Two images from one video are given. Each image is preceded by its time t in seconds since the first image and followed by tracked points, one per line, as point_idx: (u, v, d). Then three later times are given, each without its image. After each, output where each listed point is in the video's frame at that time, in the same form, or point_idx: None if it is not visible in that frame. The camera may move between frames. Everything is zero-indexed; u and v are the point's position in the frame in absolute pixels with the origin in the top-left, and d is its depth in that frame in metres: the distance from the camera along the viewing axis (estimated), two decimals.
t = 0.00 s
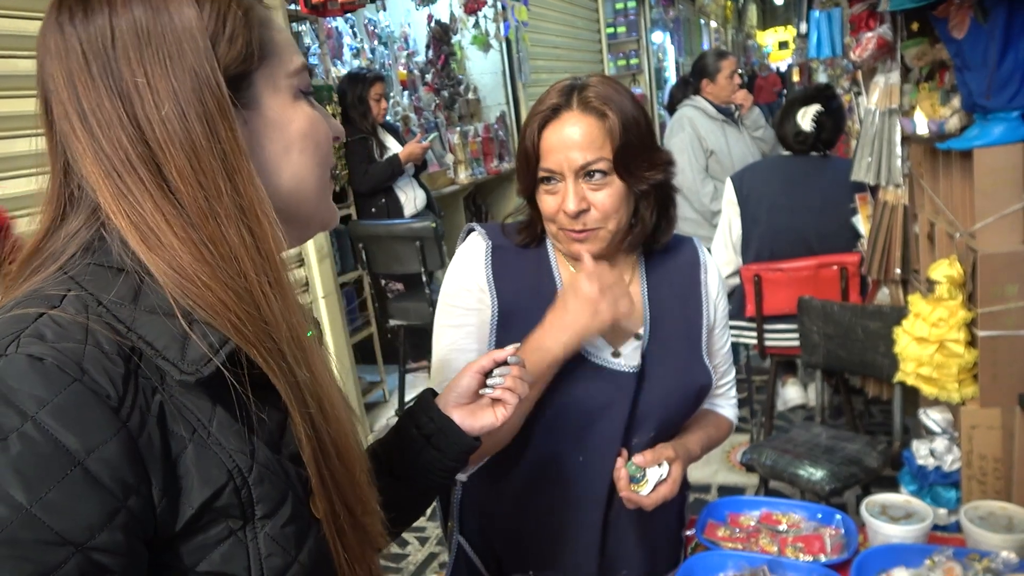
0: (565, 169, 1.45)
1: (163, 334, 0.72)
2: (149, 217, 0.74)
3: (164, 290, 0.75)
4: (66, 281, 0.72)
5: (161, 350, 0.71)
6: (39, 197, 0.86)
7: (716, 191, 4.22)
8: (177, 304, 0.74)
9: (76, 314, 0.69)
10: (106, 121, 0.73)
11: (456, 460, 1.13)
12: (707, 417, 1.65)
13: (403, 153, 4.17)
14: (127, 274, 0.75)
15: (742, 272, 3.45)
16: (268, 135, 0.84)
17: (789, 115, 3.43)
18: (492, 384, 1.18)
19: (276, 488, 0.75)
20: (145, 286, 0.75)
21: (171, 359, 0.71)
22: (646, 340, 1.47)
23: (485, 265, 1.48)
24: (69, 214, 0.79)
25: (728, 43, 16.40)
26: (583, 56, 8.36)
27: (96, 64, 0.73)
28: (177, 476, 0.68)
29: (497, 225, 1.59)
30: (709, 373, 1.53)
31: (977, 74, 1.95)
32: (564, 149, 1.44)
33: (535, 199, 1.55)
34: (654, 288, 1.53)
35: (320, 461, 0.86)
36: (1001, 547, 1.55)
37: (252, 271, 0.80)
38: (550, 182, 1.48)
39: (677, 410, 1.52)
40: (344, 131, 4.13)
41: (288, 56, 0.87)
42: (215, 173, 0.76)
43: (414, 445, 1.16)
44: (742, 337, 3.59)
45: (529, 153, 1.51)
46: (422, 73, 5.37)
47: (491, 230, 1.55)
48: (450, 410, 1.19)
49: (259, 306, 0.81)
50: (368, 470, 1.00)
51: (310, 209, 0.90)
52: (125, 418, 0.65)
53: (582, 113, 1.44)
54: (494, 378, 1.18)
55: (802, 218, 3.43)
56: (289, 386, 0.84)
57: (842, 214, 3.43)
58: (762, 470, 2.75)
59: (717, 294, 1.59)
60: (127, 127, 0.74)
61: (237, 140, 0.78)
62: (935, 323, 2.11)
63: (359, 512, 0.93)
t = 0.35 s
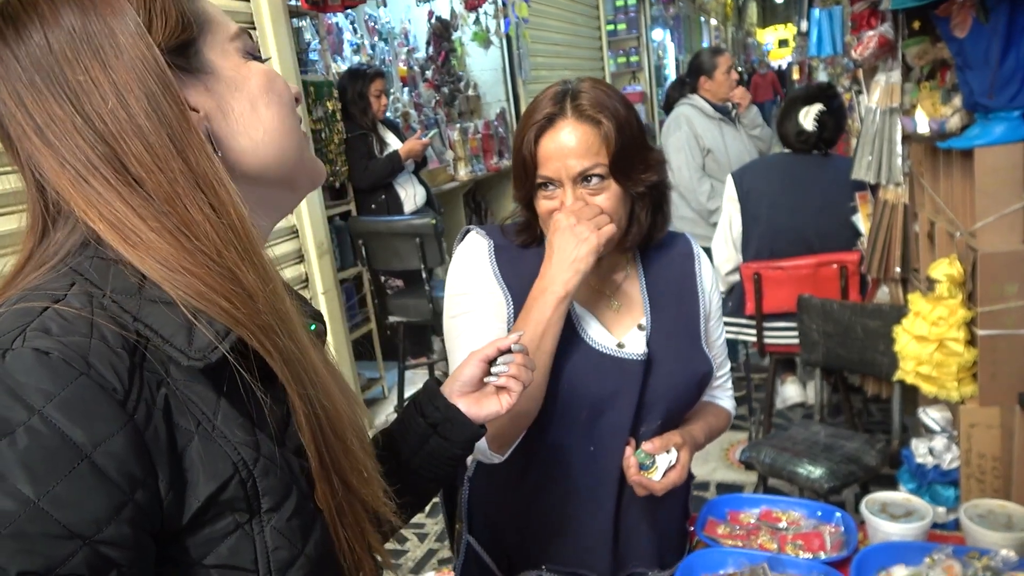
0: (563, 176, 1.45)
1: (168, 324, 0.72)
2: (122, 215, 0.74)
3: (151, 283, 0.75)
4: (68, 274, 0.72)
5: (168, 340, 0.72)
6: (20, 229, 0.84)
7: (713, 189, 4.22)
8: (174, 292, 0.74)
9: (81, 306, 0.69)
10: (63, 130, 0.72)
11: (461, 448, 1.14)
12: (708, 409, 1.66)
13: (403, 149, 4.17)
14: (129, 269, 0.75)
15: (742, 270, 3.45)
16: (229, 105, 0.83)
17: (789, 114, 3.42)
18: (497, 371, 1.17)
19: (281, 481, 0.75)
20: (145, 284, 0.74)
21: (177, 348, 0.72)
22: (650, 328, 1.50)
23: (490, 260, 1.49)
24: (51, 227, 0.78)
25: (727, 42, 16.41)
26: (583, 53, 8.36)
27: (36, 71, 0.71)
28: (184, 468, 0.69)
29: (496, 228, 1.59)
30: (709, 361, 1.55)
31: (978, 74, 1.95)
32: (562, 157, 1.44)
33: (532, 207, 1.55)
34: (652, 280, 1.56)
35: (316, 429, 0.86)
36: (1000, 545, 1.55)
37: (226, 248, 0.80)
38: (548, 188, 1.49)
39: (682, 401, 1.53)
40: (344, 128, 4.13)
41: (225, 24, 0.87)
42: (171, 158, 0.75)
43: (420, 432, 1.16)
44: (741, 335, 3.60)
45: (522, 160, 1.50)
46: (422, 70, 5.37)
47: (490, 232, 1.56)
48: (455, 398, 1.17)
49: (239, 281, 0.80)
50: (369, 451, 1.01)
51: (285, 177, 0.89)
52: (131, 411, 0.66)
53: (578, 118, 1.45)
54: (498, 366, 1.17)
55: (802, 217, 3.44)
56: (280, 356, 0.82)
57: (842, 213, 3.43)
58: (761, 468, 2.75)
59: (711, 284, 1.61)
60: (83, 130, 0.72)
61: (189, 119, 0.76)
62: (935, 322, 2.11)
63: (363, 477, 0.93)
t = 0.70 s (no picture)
0: (569, 172, 1.45)
1: (153, 325, 0.72)
2: (154, 189, 0.74)
3: (162, 265, 0.74)
4: (54, 268, 0.72)
5: (152, 341, 0.71)
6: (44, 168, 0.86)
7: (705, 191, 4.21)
8: (166, 293, 0.74)
9: (66, 306, 0.68)
10: (129, 92, 0.74)
11: (451, 451, 1.14)
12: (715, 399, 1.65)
13: (404, 146, 4.17)
14: (125, 264, 0.74)
15: (742, 268, 3.45)
16: (279, 130, 0.84)
17: (791, 113, 3.42)
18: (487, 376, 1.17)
19: (267, 478, 0.75)
20: (141, 272, 0.74)
21: (161, 349, 0.71)
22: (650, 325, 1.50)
23: (491, 260, 1.49)
24: (76, 180, 0.79)
25: (728, 39, 16.41)
26: (584, 51, 8.35)
27: (129, 36, 0.74)
28: (168, 465, 0.69)
29: (495, 228, 1.58)
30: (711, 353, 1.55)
31: (982, 73, 1.95)
32: (563, 154, 1.44)
33: (540, 217, 1.52)
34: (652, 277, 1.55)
35: (297, 443, 0.83)
36: (1001, 543, 1.56)
37: (243, 254, 0.78)
38: (555, 191, 1.47)
39: (685, 395, 1.54)
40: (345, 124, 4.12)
41: (305, 70, 0.89)
42: (219, 154, 0.75)
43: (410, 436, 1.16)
44: (741, 333, 3.60)
45: (519, 174, 1.48)
46: (423, 67, 5.37)
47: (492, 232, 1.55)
48: (445, 401, 1.18)
49: (248, 285, 0.79)
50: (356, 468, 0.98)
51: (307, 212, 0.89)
52: (114, 409, 0.65)
53: (564, 114, 1.47)
54: (489, 370, 1.17)
55: (803, 215, 3.44)
56: (261, 367, 0.80)
57: (843, 211, 3.43)
58: (761, 466, 2.76)
59: (711, 276, 1.60)
60: (148, 100, 0.74)
61: (250, 127, 0.77)
62: (936, 321, 2.11)
63: (341, 499, 0.89)
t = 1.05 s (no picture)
0: (566, 178, 1.45)
1: (164, 321, 0.72)
2: (162, 191, 0.74)
3: (171, 265, 0.75)
4: (68, 267, 0.72)
5: (163, 337, 0.71)
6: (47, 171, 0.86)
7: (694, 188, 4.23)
8: (176, 292, 0.74)
9: (77, 304, 0.68)
10: (136, 93, 0.74)
11: (450, 447, 1.13)
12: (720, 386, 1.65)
13: (403, 143, 4.17)
14: (136, 262, 0.75)
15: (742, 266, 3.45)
16: (282, 127, 0.84)
17: (791, 111, 3.41)
18: (486, 375, 1.20)
19: (277, 473, 0.75)
20: (151, 269, 0.75)
21: (172, 346, 0.71)
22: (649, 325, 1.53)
23: (485, 272, 1.51)
24: (83, 184, 0.79)
25: (728, 38, 16.45)
26: (584, 48, 8.34)
27: (129, 32, 0.74)
28: (181, 460, 0.69)
29: (489, 233, 1.60)
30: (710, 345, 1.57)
31: (982, 72, 1.95)
32: (561, 162, 1.43)
33: (537, 222, 1.53)
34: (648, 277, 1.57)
35: (309, 440, 0.83)
36: (1001, 540, 1.56)
37: (254, 251, 0.79)
38: (551, 198, 1.47)
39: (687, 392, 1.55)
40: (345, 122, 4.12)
41: (309, 62, 0.89)
42: (228, 153, 0.76)
43: (412, 434, 1.15)
44: (740, 331, 3.61)
45: (514, 182, 1.47)
46: (422, 64, 5.37)
47: (484, 239, 1.57)
48: (445, 400, 1.18)
49: (257, 283, 0.79)
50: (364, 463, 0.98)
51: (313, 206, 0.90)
52: (128, 404, 0.66)
53: (556, 117, 1.45)
54: (487, 370, 1.20)
55: (803, 214, 3.45)
56: (274, 363, 0.80)
57: (843, 209, 3.43)
58: (760, 463, 2.77)
59: (706, 268, 1.62)
60: (152, 101, 0.74)
61: (255, 126, 0.77)
62: (935, 319, 2.12)
63: (352, 497, 0.89)
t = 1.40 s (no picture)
0: (568, 163, 1.46)
1: (172, 318, 0.72)
2: (161, 187, 0.75)
3: (171, 260, 0.75)
4: (74, 264, 0.72)
5: (171, 335, 0.71)
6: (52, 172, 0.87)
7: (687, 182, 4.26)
8: (183, 288, 0.75)
9: (85, 299, 0.69)
10: (136, 90, 0.74)
11: (456, 447, 1.14)
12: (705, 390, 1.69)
13: (402, 141, 4.16)
14: (142, 258, 0.75)
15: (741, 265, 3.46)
16: (283, 123, 0.85)
17: (791, 110, 3.40)
18: (492, 374, 1.20)
19: (285, 470, 0.76)
20: (155, 265, 0.75)
21: (180, 343, 0.72)
22: (650, 323, 1.53)
23: (479, 273, 1.48)
24: (86, 184, 0.79)
25: (726, 36, 16.45)
26: (583, 47, 8.34)
27: (128, 29, 0.75)
28: (189, 456, 0.69)
29: (483, 230, 1.58)
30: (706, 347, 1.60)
31: (981, 71, 1.95)
32: (564, 146, 1.45)
33: (535, 212, 1.53)
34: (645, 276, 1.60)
35: (313, 436, 0.83)
36: (1000, 538, 1.57)
37: (254, 248, 0.79)
38: (552, 185, 1.48)
39: (683, 389, 1.56)
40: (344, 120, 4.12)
41: (314, 56, 0.89)
42: (224, 149, 0.76)
43: (416, 432, 1.16)
44: (738, 329, 3.61)
45: (515, 169, 1.47)
46: (421, 62, 5.37)
47: (479, 235, 1.55)
48: (451, 399, 1.19)
49: (258, 280, 0.79)
50: (368, 460, 0.98)
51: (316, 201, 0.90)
52: (137, 401, 0.66)
53: (559, 107, 1.47)
54: (494, 369, 1.19)
55: (802, 212, 3.45)
56: (280, 358, 0.80)
57: (842, 208, 3.43)
58: (758, 462, 2.78)
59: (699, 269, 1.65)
60: (149, 99, 0.74)
61: (252, 121, 0.77)
62: (934, 318, 2.13)
63: (357, 494, 0.89)
